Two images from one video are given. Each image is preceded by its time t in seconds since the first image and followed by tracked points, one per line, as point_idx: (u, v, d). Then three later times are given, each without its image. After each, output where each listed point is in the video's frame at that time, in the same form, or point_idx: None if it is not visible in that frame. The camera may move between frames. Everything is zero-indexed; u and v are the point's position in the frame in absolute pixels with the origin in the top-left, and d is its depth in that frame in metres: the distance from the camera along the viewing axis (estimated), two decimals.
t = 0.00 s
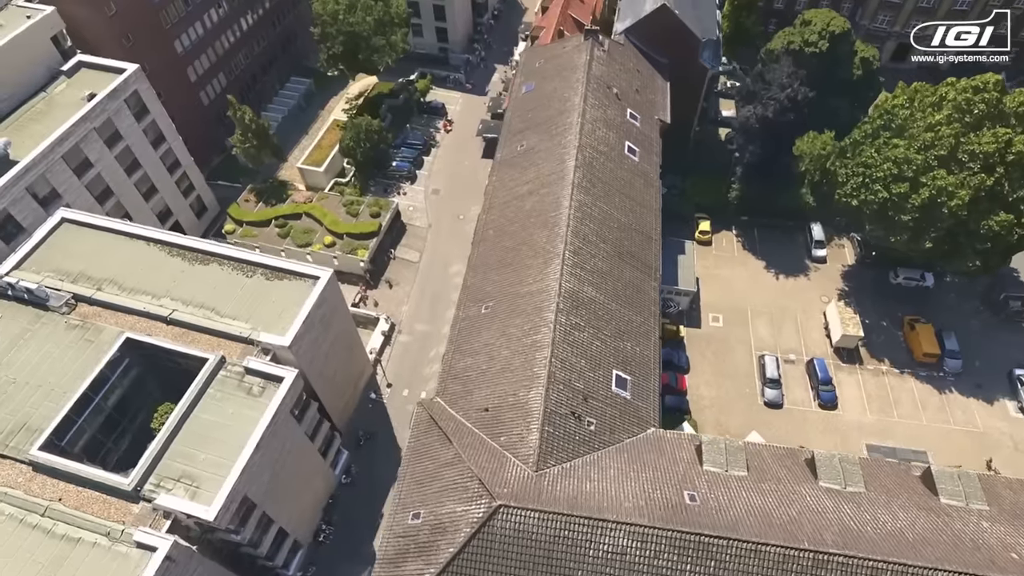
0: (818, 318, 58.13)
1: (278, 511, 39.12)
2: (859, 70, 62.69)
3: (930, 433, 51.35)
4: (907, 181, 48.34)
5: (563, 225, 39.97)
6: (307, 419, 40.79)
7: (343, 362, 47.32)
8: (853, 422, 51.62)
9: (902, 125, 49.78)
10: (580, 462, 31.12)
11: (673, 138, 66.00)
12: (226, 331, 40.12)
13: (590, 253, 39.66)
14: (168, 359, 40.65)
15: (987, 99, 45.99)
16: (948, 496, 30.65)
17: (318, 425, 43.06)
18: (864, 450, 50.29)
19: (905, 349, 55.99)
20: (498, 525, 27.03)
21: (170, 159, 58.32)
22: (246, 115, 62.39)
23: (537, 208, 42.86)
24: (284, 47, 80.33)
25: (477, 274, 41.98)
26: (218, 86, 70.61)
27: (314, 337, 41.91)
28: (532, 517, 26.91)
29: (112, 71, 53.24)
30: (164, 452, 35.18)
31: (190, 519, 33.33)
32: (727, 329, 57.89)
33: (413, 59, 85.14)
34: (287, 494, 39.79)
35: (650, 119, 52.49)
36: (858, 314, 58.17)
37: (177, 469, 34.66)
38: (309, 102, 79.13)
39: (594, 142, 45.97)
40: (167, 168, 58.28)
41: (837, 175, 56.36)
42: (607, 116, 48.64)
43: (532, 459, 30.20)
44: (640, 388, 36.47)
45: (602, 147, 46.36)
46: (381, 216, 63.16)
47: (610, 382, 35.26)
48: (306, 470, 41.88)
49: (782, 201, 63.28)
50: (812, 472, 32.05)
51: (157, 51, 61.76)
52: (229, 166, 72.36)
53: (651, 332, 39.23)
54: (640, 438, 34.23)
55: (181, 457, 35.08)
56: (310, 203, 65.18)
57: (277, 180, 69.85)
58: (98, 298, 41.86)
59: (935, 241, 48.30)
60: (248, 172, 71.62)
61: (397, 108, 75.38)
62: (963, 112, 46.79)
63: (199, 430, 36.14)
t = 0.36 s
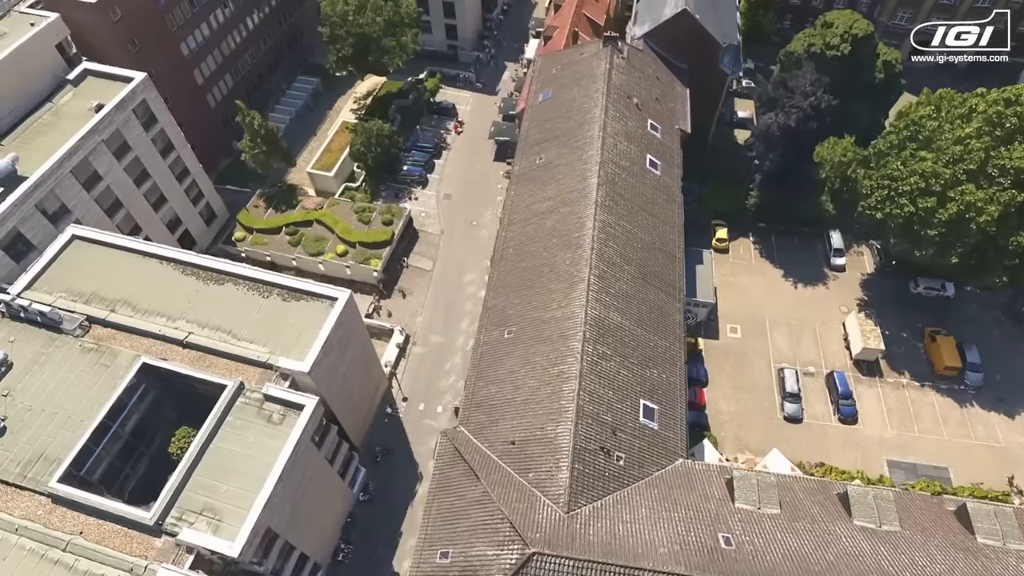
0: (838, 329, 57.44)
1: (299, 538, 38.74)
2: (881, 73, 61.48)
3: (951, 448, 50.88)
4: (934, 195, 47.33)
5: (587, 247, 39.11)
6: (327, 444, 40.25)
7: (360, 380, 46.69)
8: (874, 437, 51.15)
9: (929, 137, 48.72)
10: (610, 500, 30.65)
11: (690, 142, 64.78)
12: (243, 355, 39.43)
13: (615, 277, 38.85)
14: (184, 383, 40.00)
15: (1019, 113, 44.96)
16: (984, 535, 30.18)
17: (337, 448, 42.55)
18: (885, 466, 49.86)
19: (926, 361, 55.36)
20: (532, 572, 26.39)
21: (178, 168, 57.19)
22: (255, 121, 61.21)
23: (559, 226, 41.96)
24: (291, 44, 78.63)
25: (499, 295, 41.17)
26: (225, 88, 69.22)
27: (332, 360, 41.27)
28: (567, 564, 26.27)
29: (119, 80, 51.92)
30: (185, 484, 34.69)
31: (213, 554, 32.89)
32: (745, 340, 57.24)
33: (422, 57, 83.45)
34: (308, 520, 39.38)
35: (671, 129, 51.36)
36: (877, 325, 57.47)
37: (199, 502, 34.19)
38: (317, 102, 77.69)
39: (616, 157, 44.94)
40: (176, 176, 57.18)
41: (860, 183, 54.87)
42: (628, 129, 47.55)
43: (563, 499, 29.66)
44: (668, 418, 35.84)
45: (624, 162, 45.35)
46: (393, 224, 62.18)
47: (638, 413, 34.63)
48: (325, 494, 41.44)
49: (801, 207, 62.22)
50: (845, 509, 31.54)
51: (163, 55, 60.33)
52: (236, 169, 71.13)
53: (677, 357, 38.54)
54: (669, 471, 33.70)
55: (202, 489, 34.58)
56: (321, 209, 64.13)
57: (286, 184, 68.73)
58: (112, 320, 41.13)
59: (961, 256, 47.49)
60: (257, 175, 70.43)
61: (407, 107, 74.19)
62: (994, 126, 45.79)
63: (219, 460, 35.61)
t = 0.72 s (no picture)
0: (857, 341, 56.46)
1: (315, 565, 37.95)
2: (903, 78, 60.09)
3: (974, 465, 50.02)
4: (963, 209, 46.19)
5: (610, 268, 38.03)
6: (343, 469, 39.38)
7: (374, 398, 45.77)
8: (896, 454, 50.27)
9: (957, 148, 47.66)
10: (640, 538, 29.81)
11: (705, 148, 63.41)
12: (257, 379, 38.45)
13: (639, 299, 37.77)
14: (196, 408, 39.05)
15: None
16: None
17: (352, 470, 41.69)
18: (907, 483, 49.01)
19: (947, 375, 54.39)
20: None
21: (185, 176, 55.93)
22: (262, 127, 59.96)
23: (579, 245, 40.82)
24: (296, 44, 76.95)
25: (518, 316, 40.11)
26: (230, 91, 67.73)
27: (347, 382, 40.32)
28: None
29: (123, 88, 50.52)
30: (199, 516, 33.81)
31: None
32: (762, 352, 56.25)
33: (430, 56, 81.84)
34: (324, 547, 38.57)
35: (690, 139, 50.06)
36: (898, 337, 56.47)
37: (214, 534, 33.34)
38: (323, 104, 76.20)
39: (637, 172, 43.73)
40: (183, 185, 55.93)
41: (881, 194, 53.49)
42: (647, 141, 46.28)
43: (592, 540, 28.80)
44: (695, 447, 34.90)
45: (645, 176, 44.15)
46: (404, 232, 61.00)
47: (665, 443, 33.69)
48: (341, 518, 40.61)
49: (819, 215, 61.03)
50: (881, 546, 30.62)
51: (167, 59, 58.81)
52: (242, 174, 69.74)
53: (702, 382, 37.54)
54: (697, 504, 32.83)
55: (217, 521, 33.71)
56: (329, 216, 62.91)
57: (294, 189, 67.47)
58: (121, 341, 40.09)
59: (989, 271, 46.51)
60: (263, 180, 69.11)
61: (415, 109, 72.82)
62: None
63: (234, 490, 34.72)
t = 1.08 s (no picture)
0: (882, 354, 54.97)
1: None
2: (931, 81, 57.21)
3: (1005, 484, 48.69)
4: (999, 223, 44.74)
5: (638, 290, 36.42)
6: (359, 497, 38.02)
7: (389, 418, 44.32)
8: (924, 473, 48.91)
9: (993, 159, 46.04)
10: None
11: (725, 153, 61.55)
12: (270, 405, 36.93)
13: (668, 323, 36.20)
14: (207, 435, 37.55)
15: None
16: None
17: (369, 496, 40.34)
18: (936, 503, 47.68)
19: (976, 390, 52.92)
20: None
21: (190, 184, 54.12)
22: (269, 132, 58.23)
23: (605, 263, 39.15)
24: (301, 43, 74.79)
25: (541, 337, 38.53)
26: (235, 93, 65.71)
27: (363, 406, 38.84)
28: None
29: (125, 94, 48.58)
30: (213, 552, 32.45)
31: None
32: (785, 365, 54.75)
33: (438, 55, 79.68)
34: None
35: (715, 148, 48.26)
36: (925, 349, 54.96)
37: (229, 572, 31.98)
38: (330, 105, 74.15)
39: (662, 185, 42.01)
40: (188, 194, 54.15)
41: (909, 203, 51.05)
42: (672, 151, 44.51)
43: None
44: (729, 480, 33.46)
45: (671, 189, 42.43)
46: (415, 240, 59.29)
47: (699, 477, 32.28)
48: (357, 547, 39.30)
49: (842, 223, 59.36)
50: None
51: (170, 62, 56.83)
52: (247, 178, 67.84)
53: (733, 409, 36.04)
54: (733, 542, 31.47)
55: (232, 558, 32.33)
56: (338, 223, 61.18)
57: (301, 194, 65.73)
58: (128, 364, 38.55)
59: None
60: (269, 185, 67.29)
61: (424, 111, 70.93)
62: None
63: (248, 525, 33.30)
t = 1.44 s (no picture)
0: (914, 368, 52.88)
1: None
2: (964, 82, 54.85)
3: None
4: None
5: (673, 313, 34.26)
6: (376, 530, 36.05)
7: (404, 441, 42.29)
8: (960, 494, 46.96)
9: None
10: None
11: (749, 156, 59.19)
12: (281, 435, 34.85)
13: (704, 348, 34.05)
14: (215, 465, 35.47)
15: None
16: None
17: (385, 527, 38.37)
18: (974, 527, 45.73)
19: (1012, 406, 50.88)
20: None
21: (193, 192, 51.76)
22: (274, 136, 55.87)
23: (634, 282, 36.96)
24: (306, 40, 72.18)
25: (568, 361, 36.40)
26: (238, 93, 63.21)
27: (379, 434, 36.78)
28: None
29: (124, 99, 46.14)
30: None
31: None
32: (813, 380, 52.70)
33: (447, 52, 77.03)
34: None
35: (745, 155, 45.93)
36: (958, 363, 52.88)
37: None
38: (336, 105, 71.66)
39: (694, 197, 39.76)
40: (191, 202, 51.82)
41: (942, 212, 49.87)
42: (703, 161, 42.20)
43: None
44: (772, 518, 31.40)
45: (703, 202, 40.16)
46: (427, 248, 57.04)
47: (741, 517, 30.24)
48: None
49: (871, 230, 57.13)
50: None
51: (171, 63, 54.35)
52: (251, 181, 65.48)
53: (773, 440, 33.93)
54: None
55: None
56: (347, 230, 58.91)
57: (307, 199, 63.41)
58: (130, 390, 36.43)
59: None
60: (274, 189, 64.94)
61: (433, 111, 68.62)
62: None
63: (260, 566, 31.29)
